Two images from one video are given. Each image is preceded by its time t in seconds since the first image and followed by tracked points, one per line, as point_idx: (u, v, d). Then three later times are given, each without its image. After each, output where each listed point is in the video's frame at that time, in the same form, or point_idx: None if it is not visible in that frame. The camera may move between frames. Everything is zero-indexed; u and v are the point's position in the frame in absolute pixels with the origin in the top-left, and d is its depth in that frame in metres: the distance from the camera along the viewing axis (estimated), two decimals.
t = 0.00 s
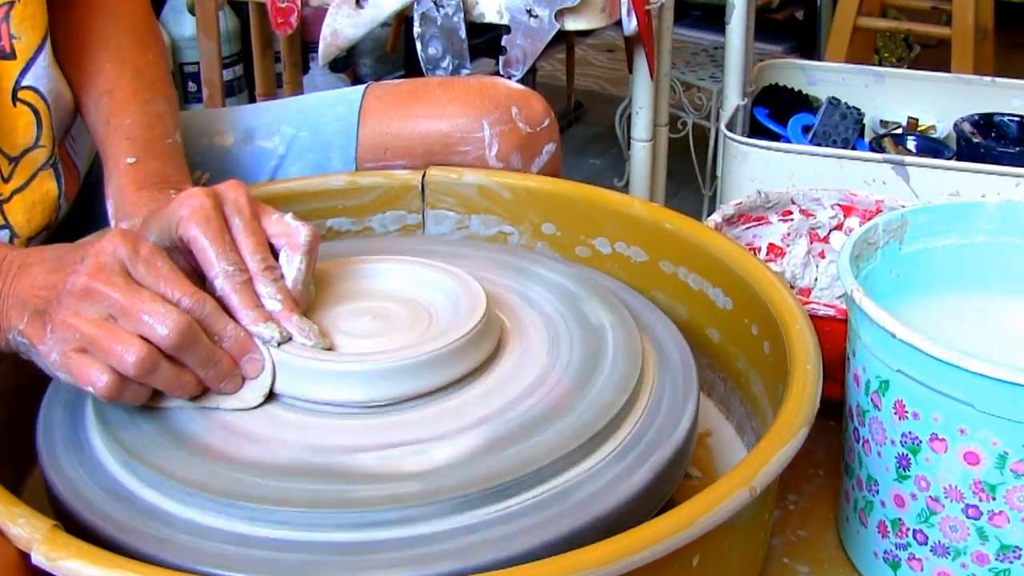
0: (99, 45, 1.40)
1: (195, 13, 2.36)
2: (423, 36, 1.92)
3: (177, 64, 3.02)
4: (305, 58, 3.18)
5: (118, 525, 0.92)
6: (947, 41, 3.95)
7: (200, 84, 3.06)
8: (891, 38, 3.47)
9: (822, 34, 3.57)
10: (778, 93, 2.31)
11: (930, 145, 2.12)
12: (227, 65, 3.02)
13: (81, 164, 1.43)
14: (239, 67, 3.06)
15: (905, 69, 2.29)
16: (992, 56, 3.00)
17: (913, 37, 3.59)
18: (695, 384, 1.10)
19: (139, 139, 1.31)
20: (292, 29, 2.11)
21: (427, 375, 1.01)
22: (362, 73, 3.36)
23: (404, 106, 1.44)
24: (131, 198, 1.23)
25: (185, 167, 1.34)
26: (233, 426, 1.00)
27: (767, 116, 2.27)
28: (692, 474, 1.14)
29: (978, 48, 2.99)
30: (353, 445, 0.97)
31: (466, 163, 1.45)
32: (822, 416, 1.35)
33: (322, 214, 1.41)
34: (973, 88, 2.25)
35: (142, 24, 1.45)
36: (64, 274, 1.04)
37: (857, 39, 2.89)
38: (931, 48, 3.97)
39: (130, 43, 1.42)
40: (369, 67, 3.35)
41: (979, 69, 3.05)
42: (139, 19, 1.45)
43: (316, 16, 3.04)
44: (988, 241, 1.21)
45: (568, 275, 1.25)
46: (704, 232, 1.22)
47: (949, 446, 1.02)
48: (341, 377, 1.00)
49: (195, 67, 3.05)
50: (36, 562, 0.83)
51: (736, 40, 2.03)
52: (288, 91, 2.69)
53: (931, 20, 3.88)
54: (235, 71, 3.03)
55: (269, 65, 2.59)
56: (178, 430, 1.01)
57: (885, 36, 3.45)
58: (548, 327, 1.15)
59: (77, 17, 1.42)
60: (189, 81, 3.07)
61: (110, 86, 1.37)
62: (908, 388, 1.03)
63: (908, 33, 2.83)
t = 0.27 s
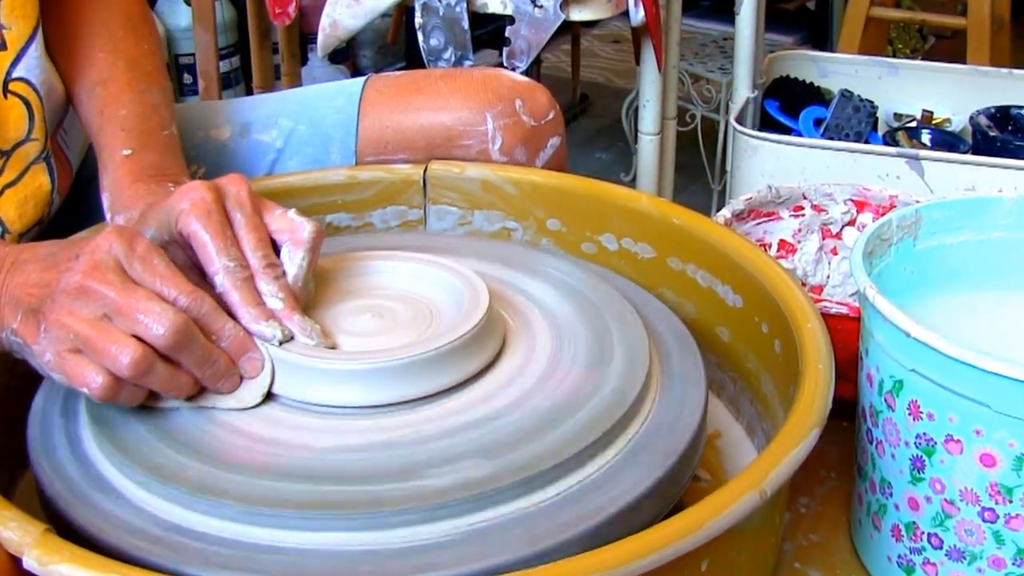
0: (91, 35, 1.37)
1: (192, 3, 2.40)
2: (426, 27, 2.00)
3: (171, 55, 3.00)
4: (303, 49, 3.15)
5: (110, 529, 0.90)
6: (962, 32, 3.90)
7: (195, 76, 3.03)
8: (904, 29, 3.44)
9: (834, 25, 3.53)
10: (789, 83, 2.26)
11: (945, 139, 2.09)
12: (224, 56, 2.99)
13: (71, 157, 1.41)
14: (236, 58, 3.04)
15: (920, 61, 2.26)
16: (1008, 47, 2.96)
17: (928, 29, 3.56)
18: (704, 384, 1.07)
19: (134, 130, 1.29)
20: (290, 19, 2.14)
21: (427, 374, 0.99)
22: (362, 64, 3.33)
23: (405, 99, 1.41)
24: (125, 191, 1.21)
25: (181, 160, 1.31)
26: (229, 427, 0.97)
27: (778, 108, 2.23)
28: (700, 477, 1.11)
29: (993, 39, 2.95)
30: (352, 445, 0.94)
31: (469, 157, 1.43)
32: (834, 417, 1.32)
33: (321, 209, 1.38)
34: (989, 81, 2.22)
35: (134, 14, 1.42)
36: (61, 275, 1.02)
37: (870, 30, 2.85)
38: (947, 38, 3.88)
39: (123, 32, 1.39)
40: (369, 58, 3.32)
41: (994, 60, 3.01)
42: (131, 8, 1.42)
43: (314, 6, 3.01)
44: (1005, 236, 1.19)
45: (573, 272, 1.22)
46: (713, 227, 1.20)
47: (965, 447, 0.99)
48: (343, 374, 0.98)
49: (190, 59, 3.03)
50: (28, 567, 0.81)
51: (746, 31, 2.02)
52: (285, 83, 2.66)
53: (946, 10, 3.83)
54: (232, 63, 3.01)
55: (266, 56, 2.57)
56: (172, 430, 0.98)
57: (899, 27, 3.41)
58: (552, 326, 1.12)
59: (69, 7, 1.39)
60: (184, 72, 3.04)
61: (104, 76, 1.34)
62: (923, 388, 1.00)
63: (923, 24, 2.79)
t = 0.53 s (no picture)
0: (85, 28, 1.35)
1: None
2: (428, 18, 2.03)
3: (167, 46, 2.98)
4: (302, 39, 3.13)
5: (102, 532, 0.87)
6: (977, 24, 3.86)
7: (191, 68, 3.01)
8: (918, 20, 3.40)
9: (846, 17, 3.50)
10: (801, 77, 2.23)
11: (961, 133, 2.07)
12: (220, 47, 2.97)
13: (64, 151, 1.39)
14: (232, 49, 3.01)
15: (934, 52, 2.22)
16: None
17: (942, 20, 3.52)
18: (713, 383, 1.05)
19: (129, 124, 1.27)
20: (287, 9, 2.10)
21: (428, 374, 0.96)
22: (362, 56, 3.30)
23: (407, 92, 1.39)
24: (121, 185, 1.18)
25: (178, 154, 1.28)
26: (225, 428, 0.95)
27: (789, 101, 2.19)
28: (709, 479, 1.08)
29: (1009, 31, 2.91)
30: (351, 447, 0.91)
31: (472, 151, 1.40)
32: (846, 418, 1.29)
33: (321, 204, 1.36)
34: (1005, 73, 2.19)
35: (128, 6, 1.40)
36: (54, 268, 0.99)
37: (883, 21, 2.82)
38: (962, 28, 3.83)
39: (117, 25, 1.37)
40: (369, 50, 3.29)
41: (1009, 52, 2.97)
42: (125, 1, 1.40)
43: None
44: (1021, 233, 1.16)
45: (579, 269, 1.20)
46: (722, 223, 1.17)
47: (980, 449, 0.96)
48: (341, 373, 0.95)
49: (185, 50, 3.00)
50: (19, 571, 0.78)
51: (755, 21, 1.98)
52: (284, 74, 2.64)
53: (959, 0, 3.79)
54: (229, 54, 2.99)
55: (263, 47, 2.54)
56: (167, 430, 0.96)
57: (913, 19, 3.38)
58: (558, 324, 1.10)
59: None
60: (179, 64, 3.02)
61: (98, 69, 1.32)
62: (937, 388, 0.98)
63: (937, 14, 2.76)
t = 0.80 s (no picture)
0: (77, 20, 1.32)
1: None
2: (430, 10, 2.05)
3: (162, 38, 2.95)
4: (301, 32, 3.11)
5: (94, 536, 0.85)
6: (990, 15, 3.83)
7: (186, 61, 2.98)
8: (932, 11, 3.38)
9: (858, 9, 3.47)
10: (812, 69, 2.21)
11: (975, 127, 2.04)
12: (216, 39, 2.95)
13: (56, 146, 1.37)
14: (229, 42, 2.99)
15: (948, 44, 2.20)
16: None
17: (957, 11, 3.49)
18: (722, 383, 1.02)
19: (124, 119, 1.25)
20: None
21: (429, 373, 0.94)
22: (362, 48, 3.27)
23: (408, 84, 1.37)
24: (116, 182, 1.16)
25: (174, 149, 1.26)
26: (221, 429, 0.92)
27: (799, 94, 2.16)
28: (718, 482, 1.06)
29: None
30: (350, 448, 0.89)
31: (475, 146, 1.38)
32: (858, 419, 1.27)
33: (321, 200, 1.33)
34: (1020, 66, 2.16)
35: None
36: (48, 268, 0.97)
37: (896, 12, 2.78)
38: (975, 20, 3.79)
39: (110, 16, 1.34)
40: (369, 42, 3.26)
41: None
42: None
43: None
44: None
45: (584, 266, 1.17)
46: (731, 220, 1.14)
47: (995, 450, 0.94)
48: (339, 372, 0.92)
49: (181, 42, 2.98)
50: None
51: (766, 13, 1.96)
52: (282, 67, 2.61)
53: None
54: (225, 47, 2.97)
55: (261, 39, 2.52)
56: (162, 431, 0.93)
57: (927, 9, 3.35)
58: (562, 322, 1.07)
59: None
60: (175, 57, 2.99)
61: (91, 63, 1.29)
62: (951, 388, 0.95)
63: (952, 5, 2.73)
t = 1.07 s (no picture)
0: (70, 14, 1.31)
1: None
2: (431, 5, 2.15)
3: (158, 31, 2.93)
4: (300, 25, 3.08)
5: (86, 539, 0.83)
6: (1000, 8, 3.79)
7: (183, 53, 2.96)
8: (944, 3, 3.35)
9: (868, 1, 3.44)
10: (823, 62, 2.18)
11: (988, 121, 2.01)
12: (213, 32, 2.92)
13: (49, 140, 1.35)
14: (226, 34, 2.97)
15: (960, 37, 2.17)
16: None
17: (969, 3, 3.46)
18: (729, 383, 1.00)
19: (117, 113, 1.23)
20: None
21: (429, 373, 0.91)
22: (362, 41, 3.24)
23: (409, 77, 1.35)
24: (112, 177, 1.14)
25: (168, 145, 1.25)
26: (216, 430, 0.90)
27: (809, 87, 2.14)
28: (726, 484, 1.03)
29: None
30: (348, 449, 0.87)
31: (477, 140, 1.35)
32: (869, 420, 1.24)
33: (320, 195, 1.31)
34: None
35: None
36: (45, 272, 0.96)
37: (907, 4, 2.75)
38: (986, 13, 3.74)
39: (103, 11, 1.33)
40: (369, 34, 3.23)
41: None
42: None
43: None
44: None
45: (588, 263, 1.15)
46: (739, 216, 1.12)
47: (1009, 452, 0.91)
48: (337, 371, 0.90)
49: (177, 34, 2.95)
50: None
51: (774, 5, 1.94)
52: (280, 60, 2.59)
53: None
54: (222, 39, 2.94)
55: (258, 31, 2.50)
56: (155, 431, 0.91)
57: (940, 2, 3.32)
58: (567, 321, 1.05)
59: None
60: (170, 49, 2.97)
61: (84, 56, 1.28)
62: (965, 388, 0.93)
63: None
